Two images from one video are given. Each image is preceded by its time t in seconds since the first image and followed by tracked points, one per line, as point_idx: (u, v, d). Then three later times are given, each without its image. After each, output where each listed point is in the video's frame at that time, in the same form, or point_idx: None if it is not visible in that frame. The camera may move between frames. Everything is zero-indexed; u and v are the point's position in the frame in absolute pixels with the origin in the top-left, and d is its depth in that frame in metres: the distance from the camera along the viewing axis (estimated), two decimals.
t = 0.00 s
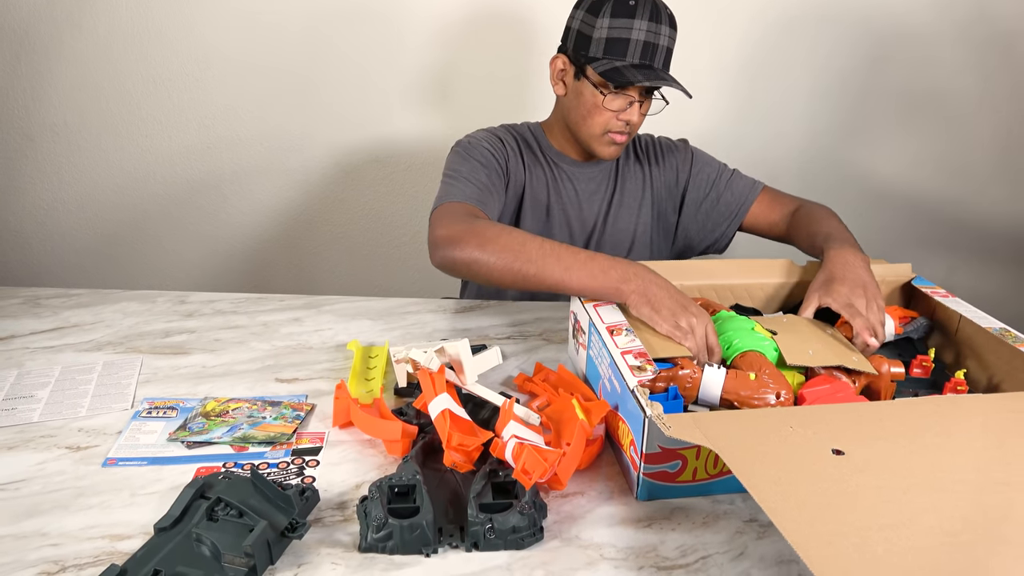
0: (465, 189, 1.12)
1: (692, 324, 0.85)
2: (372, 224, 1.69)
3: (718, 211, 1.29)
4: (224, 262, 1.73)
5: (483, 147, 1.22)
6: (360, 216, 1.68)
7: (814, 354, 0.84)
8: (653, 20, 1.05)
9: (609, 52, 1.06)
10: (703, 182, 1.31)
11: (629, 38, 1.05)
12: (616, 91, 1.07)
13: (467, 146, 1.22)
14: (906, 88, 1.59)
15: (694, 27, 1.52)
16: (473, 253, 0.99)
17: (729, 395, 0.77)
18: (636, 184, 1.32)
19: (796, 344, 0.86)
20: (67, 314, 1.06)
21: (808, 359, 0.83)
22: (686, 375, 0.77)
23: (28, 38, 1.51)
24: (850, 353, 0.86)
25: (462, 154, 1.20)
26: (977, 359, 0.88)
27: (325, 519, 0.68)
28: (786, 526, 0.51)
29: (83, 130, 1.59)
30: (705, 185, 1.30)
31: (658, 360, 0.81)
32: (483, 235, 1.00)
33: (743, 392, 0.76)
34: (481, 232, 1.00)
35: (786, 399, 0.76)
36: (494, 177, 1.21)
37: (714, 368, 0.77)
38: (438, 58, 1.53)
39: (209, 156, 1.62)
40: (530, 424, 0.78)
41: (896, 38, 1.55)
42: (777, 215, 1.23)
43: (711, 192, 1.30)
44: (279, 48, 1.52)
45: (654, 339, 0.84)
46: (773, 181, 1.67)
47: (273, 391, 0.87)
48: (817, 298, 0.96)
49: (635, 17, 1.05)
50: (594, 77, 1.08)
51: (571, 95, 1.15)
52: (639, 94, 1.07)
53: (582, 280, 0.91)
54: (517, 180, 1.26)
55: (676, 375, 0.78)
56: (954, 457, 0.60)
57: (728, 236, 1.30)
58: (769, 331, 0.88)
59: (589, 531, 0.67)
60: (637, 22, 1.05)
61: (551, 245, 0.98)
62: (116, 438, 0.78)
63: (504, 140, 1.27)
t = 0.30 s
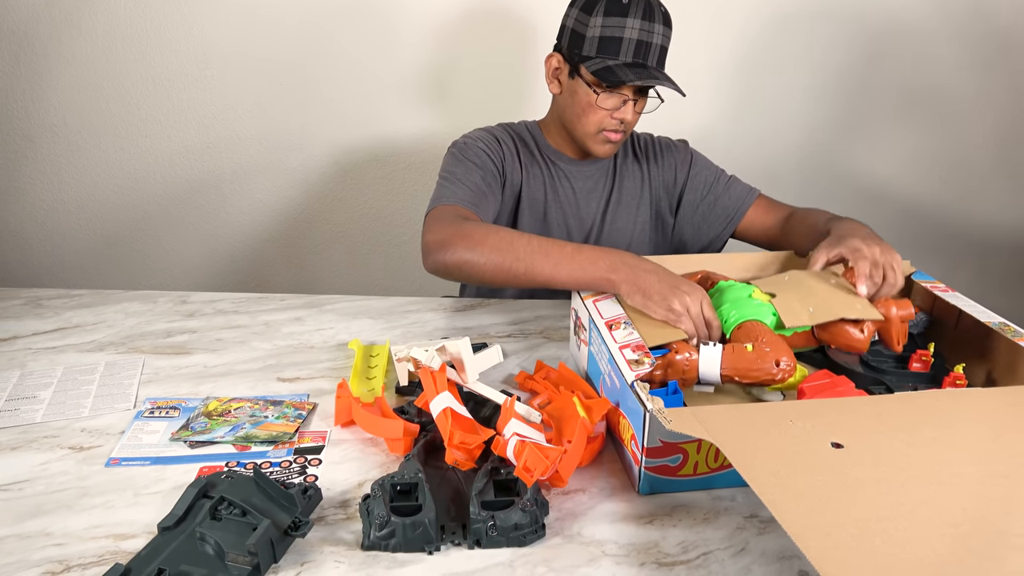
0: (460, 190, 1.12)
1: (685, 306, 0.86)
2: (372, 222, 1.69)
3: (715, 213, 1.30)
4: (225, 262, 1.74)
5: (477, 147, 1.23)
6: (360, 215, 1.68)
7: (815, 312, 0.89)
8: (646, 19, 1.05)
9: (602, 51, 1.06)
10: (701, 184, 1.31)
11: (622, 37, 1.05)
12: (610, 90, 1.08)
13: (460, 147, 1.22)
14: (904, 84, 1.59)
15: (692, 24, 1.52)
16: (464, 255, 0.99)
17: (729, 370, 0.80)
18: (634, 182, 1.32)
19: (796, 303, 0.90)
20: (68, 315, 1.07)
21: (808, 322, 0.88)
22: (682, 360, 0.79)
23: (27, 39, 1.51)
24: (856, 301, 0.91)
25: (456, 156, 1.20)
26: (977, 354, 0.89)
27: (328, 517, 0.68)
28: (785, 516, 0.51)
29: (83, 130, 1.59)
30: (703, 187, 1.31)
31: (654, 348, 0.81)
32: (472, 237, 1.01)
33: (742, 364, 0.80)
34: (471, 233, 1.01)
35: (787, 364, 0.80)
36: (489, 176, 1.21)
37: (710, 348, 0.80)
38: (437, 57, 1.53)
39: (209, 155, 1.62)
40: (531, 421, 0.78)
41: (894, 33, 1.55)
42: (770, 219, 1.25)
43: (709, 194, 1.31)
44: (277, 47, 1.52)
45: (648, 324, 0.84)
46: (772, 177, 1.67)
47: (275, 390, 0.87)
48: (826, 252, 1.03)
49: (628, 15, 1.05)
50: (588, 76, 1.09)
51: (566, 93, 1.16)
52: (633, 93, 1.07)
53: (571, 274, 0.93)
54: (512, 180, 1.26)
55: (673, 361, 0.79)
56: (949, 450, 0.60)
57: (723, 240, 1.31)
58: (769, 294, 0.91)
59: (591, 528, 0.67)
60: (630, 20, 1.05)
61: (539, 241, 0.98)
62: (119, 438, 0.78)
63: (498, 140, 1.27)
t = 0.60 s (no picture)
0: (461, 186, 1.12)
1: (692, 289, 0.86)
2: (372, 222, 1.69)
3: (714, 214, 1.31)
4: (225, 263, 1.73)
5: (477, 143, 1.22)
6: (360, 214, 1.68)
7: (816, 283, 0.88)
8: (638, 17, 1.05)
9: (593, 50, 1.06)
10: (702, 186, 1.32)
11: (614, 36, 1.04)
12: (602, 90, 1.07)
13: (461, 142, 1.22)
14: (904, 80, 1.59)
15: (690, 22, 1.51)
16: (466, 245, 0.99)
17: (739, 356, 0.79)
18: (635, 181, 1.32)
19: (795, 277, 0.89)
20: (68, 316, 1.06)
21: (812, 294, 0.86)
22: (692, 353, 0.78)
23: (24, 40, 1.51)
24: (854, 266, 0.92)
25: (458, 151, 1.20)
26: (976, 343, 0.89)
27: (330, 519, 0.68)
28: (817, 513, 0.53)
29: (81, 131, 1.59)
30: (703, 189, 1.32)
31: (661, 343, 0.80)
32: (473, 226, 1.00)
33: (751, 349, 0.79)
34: (473, 224, 1.00)
35: (795, 344, 0.80)
36: (490, 172, 1.21)
37: (718, 337, 0.79)
38: (435, 56, 1.53)
39: (208, 155, 1.61)
40: (535, 422, 0.77)
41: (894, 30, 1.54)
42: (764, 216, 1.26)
43: (709, 196, 1.31)
44: (275, 47, 1.51)
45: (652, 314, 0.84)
46: (772, 174, 1.67)
47: (276, 392, 0.87)
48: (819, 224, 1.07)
49: (621, 14, 1.04)
50: (580, 76, 1.08)
51: (561, 92, 1.15)
52: (626, 92, 1.06)
53: (577, 260, 0.94)
54: (513, 175, 1.26)
55: (682, 354, 0.78)
56: (955, 447, 0.62)
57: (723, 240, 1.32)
58: (768, 271, 0.91)
59: (595, 528, 0.67)
60: (622, 19, 1.04)
61: (542, 229, 0.99)
62: (121, 440, 0.78)
63: (498, 136, 1.27)
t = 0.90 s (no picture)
0: (458, 193, 1.12)
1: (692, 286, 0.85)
2: (369, 227, 1.69)
3: (711, 221, 1.31)
4: (221, 268, 1.73)
5: (474, 150, 1.22)
6: (356, 219, 1.68)
7: (816, 278, 0.88)
8: (630, 23, 1.04)
9: (585, 56, 1.06)
10: (699, 193, 1.32)
11: (605, 42, 1.04)
12: (594, 96, 1.07)
13: (457, 149, 1.22)
14: (899, 86, 1.59)
15: (687, 26, 1.52)
16: (461, 250, 0.99)
17: (742, 354, 0.80)
18: (632, 187, 1.32)
19: (796, 273, 0.89)
20: (63, 322, 1.06)
21: (814, 288, 0.87)
22: (695, 353, 0.79)
23: (19, 44, 1.50)
24: (855, 256, 0.91)
25: (454, 158, 1.19)
26: (975, 342, 0.89)
27: (325, 527, 0.67)
28: (827, 516, 0.55)
29: (77, 136, 1.59)
30: (699, 195, 1.32)
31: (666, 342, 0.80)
32: (469, 231, 1.00)
33: (754, 347, 0.80)
34: (469, 229, 1.00)
35: (798, 341, 0.80)
36: (487, 178, 1.21)
37: (720, 337, 0.80)
38: (432, 60, 1.53)
39: (204, 160, 1.61)
40: (530, 428, 0.78)
41: (890, 33, 1.54)
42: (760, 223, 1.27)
43: (706, 202, 1.32)
44: (272, 51, 1.51)
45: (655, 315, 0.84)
46: (768, 178, 1.68)
47: (271, 398, 0.87)
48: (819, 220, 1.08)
49: (612, 20, 1.04)
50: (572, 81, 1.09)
51: (555, 97, 1.16)
52: (617, 99, 1.07)
53: (575, 261, 0.94)
54: (511, 181, 1.26)
55: (687, 355, 0.79)
56: (960, 451, 0.63)
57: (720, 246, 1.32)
58: (769, 266, 0.91)
59: (590, 535, 0.67)
60: (613, 25, 1.04)
61: (538, 231, 0.98)
62: (115, 447, 0.78)
63: (495, 142, 1.27)
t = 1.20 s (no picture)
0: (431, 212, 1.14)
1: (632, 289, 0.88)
2: (365, 234, 1.68)
3: (709, 232, 1.32)
4: (217, 274, 1.73)
5: (463, 163, 1.23)
6: (353, 226, 1.68)
7: (818, 302, 0.90)
8: (631, 33, 1.05)
9: (585, 64, 1.06)
10: (696, 202, 1.32)
11: (605, 51, 1.05)
12: (593, 104, 1.07)
13: (444, 163, 1.22)
14: (897, 94, 1.60)
15: (684, 35, 1.52)
16: (411, 272, 1.02)
17: (742, 370, 0.81)
18: (630, 196, 1.32)
19: (798, 297, 0.91)
20: (58, 330, 1.06)
21: (815, 313, 0.89)
22: (698, 365, 0.79)
23: (15, 51, 1.50)
24: (857, 286, 0.93)
25: (438, 175, 1.20)
26: (969, 353, 0.90)
27: (319, 535, 0.67)
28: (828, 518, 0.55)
29: (73, 142, 1.59)
30: (697, 204, 1.32)
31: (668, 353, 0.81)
32: (418, 253, 1.03)
33: (755, 365, 0.81)
34: (416, 252, 1.03)
35: (798, 362, 0.82)
36: (470, 194, 1.22)
37: (723, 351, 0.80)
38: (430, 67, 1.53)
39: (201, 166, 1.61)
40: (525, 435, 0.77)
41: (887, 41, 1.55)
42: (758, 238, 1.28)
43: (704, 213, 1.32)
44: (269, 58, 1.51)
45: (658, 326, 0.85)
46: (764, 186, 1.68)
47: (266, 406, 0.87)
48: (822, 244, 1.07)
49: (613, 29, 1.04)
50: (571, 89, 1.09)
51: (555, 104, 1.16)
52: (617, 108, 1.07)
53: (508, 283, 0.99)
54: (503, 194, 1.26)
55: (688, 366, 0.79)
56: (957, 456, 0.63)
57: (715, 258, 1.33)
58: (771, 288, 0.93)
59: (585, 544, 0.67)
60: (614, 34, 1.04)
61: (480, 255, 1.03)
62: (108, 455, 0.77)
63: (488, 153, 1.27)
